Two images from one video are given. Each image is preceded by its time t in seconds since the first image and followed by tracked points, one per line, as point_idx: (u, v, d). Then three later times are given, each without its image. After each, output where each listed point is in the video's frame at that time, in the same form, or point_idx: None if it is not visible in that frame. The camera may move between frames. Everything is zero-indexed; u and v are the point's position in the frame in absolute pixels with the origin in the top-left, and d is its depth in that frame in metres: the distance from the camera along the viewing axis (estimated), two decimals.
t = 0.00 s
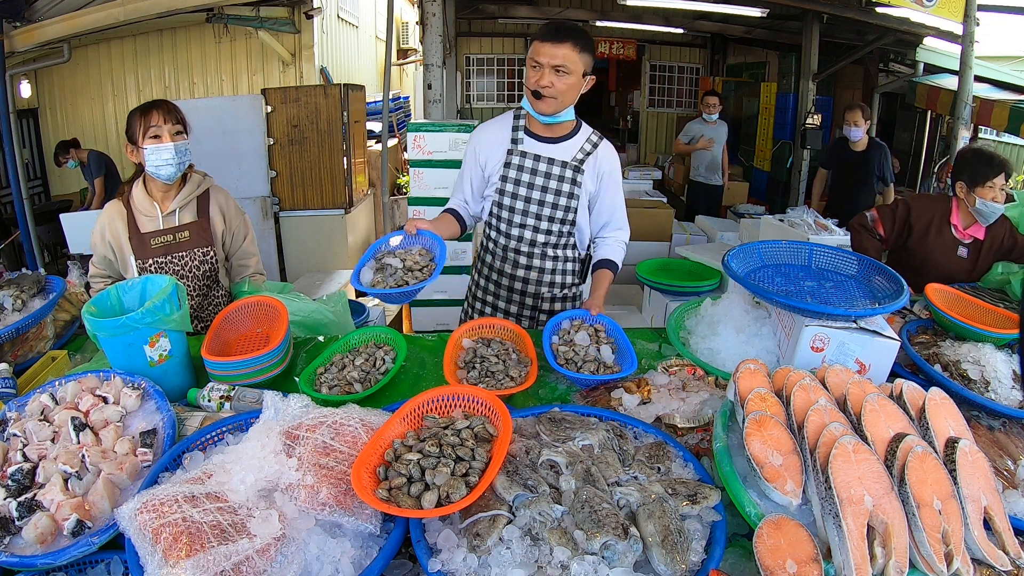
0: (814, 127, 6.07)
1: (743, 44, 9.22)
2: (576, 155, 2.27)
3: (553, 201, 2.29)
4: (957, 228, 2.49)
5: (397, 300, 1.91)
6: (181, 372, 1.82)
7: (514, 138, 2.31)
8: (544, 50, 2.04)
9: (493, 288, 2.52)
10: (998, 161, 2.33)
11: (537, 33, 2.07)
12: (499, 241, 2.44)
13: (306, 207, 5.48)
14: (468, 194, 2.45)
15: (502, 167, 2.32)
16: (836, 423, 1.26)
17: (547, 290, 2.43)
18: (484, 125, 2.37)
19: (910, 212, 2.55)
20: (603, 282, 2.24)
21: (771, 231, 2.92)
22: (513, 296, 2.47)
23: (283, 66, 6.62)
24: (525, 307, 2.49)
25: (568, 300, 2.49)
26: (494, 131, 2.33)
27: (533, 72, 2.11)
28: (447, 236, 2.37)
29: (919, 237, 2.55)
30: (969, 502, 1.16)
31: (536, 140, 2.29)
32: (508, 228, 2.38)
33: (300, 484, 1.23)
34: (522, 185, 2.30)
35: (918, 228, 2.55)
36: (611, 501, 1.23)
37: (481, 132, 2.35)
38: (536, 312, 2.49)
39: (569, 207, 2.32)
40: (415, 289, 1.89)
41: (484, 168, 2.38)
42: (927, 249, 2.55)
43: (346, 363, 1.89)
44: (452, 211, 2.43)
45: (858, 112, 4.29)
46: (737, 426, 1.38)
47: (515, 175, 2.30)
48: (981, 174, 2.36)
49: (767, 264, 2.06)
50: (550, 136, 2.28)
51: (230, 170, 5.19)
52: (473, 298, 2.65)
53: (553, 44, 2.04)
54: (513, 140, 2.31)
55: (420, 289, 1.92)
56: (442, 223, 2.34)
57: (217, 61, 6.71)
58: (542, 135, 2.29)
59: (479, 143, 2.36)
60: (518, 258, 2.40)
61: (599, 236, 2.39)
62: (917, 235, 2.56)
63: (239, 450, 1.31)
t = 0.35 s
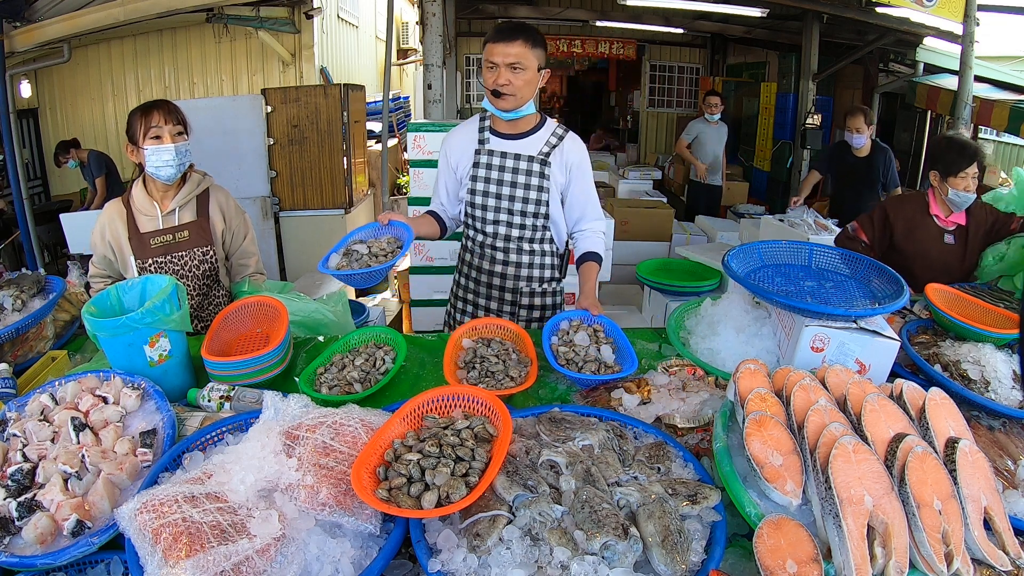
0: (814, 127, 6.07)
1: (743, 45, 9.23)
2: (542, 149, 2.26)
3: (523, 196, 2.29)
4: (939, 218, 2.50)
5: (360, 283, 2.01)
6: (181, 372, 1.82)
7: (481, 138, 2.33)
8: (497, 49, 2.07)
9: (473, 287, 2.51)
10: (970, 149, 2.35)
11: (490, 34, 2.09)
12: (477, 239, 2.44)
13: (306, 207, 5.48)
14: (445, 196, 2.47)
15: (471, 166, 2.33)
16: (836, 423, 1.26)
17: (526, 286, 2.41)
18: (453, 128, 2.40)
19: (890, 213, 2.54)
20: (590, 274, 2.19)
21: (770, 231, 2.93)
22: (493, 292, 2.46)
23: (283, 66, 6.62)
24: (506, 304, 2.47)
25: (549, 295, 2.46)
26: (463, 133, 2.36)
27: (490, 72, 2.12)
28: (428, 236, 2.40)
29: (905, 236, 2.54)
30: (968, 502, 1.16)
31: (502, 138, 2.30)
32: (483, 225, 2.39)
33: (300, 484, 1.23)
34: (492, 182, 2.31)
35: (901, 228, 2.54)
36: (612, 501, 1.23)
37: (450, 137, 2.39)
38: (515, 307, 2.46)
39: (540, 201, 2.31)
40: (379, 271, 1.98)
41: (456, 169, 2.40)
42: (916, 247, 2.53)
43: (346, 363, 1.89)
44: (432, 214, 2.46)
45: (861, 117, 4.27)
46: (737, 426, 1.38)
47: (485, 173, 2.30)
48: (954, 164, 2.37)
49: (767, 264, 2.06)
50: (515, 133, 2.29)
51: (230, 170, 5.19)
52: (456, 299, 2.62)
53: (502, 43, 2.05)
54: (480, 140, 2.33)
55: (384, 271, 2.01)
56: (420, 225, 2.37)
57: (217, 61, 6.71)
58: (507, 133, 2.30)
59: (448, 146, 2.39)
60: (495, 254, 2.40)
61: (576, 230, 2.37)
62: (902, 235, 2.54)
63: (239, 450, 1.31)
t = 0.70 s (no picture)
0: (814, 127, 6.07)
1: (743, 44, 9.23)
2: (528, 150, 2.27)
3: (510, 197, 2.29)
4: (903, 220, 2.52)
5: (347, 282, 2.02)
6: (181, 372, 1.82)
7: (467, 142, 2.33)
8: (492, 56, 2.04)
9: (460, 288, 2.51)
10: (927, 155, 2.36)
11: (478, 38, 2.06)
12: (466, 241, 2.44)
13: (306, 207, 5.48)
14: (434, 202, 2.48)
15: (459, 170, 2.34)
16: (836, 423, 1.26)
17: (513, 286, 2.41)
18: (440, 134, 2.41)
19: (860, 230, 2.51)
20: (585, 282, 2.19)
21: (771, 230, 2.92)
22: (480, 292, 2.45)
23: (283, 66, 6.62)
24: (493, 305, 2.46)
25: (536, 297, 2.45)
26: (450, 139, 2.37)
27: (483, 79, 2.12)
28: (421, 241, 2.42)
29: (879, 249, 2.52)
30: (968, 502, 1.16)
31: (488, 141, 2.30)
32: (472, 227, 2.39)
33: (301, 484, 1.23)
34: (479, 184, 2.31)
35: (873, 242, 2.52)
36: (612, 501, 1.23)
37: (437, 144, 2.40)
38: (502, 308, 2.45)
39: (528, 202, 2.31)
40: (364, 271, 1.99)
41: (444, 174, 2.40)
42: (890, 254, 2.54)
43: (346, 363, 1.89)
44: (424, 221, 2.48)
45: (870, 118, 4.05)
46: (737, 426, 1.38)
47: (472, 175, 2.31)
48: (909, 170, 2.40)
49: (767, 264, 2.06)
50: (500, 136, 2.29)
51: (230, 170, 5.19)
52: (444, 300, 2.62)
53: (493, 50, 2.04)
54: (467, 144, 2.34)
55: (370, 269, 2.02)
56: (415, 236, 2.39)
57: (217, 61, 6.71)
58: (494, 136, 2.30)
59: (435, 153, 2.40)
60: (483, 255, 2.40)
61: (563, 231, 2.37)
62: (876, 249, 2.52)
63: (239, 451, 1.31)
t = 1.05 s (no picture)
0: (814, 127, 6.07)
1: (743, 45, 9.23)
2: (532, 158, 2.28)
3: (513, 203, 2.29)
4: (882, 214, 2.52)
5: (352, 292, 2.02)
6: (181, 372, 1.82)
7: (470, 149, 2.32)
8: (499, 64, 2.10)
9: (452, 292, 2.49)
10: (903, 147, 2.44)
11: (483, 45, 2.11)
12: (463, 247, 2.42)
13: (306, 207, 5.48)
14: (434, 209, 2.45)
15: (462, 177, 2.32)
16: (836, 423, 1.26)
17: (508, 292, 2.41)
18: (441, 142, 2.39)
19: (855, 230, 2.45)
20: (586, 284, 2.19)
21: (771, 230, 2.92)
22: (474, 297, 2.44)
23: (283, 66, 6.62)
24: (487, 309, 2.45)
25: (530, 303, 2.46)
26: (452, 146, 2.35)
27: (490, 87, 2.13)
28: (423, 250, 2.41)
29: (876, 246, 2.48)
30: (969, 502, 1.16)
31: (491, 147, 2.30)
32: (472, 234, 2.38)
33: (301, 484, 1.23)
34: (483, 190, 2.30)
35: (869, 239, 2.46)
36: (612, 501, 1.23)
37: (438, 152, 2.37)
38: (495, 312, 2.45)
39: (529, 208, 2.32)
40: (367, 280, 1.98)
41: (446, 183, 2.37)
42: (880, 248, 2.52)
43: (346, 363, 1.89)
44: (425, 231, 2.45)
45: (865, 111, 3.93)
46: (737, 426, 1.38)
47: (475, 182, 2.30)
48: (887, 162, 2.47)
49: (767, 264, 2.06)
50: (503, 143, 2.29)
51: (230, 170, 5.19)
52: (434, 304, 2.59)
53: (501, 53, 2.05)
54: (470, 150, 2.32)
55: (376, 277, 2.02)
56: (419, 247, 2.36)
57: (217, 61, 6.71)
58: (497, 144, 2.30)
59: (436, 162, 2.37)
60: (480, 260, 2.39)
61: (562, 236, 2.38)
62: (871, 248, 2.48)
63: (239, 450, 1.31)
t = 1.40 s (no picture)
0: (814, 127, 6.08)
1: (743, 45, 9.23)
2: (532, 158, 2.28)
3: (513, 204, 2.29)
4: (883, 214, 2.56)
5: (359, 296, 2.03)
6: (181, 372, 1.82)
7: (470, 149, 2.31)
8: (511, 63, 2.13)
9: (449, 292, 2.49)
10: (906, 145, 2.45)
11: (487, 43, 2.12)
12: (461, 247, 2.41)
13: (306, 207, 5.48)
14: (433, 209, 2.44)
15: (463, 177, 2.32)
16: (836, 423, 1.26)
17: (506, 292, 2.41)
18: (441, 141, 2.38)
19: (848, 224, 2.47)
20: (585, 284, 2.20)
21: (771, 231, 2.92)
22: (472, 296, 2.44)
23: (283, 66, 6.62)
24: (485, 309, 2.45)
25: (528, 303, 2.46)
26: (453, 146, 2.34)
27: (501, 86, 2.16)
28: (423, 250, 2.41)
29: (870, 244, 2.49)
30: (968, 502, 1.16)
31: (491, 147, 2.30)
32: (471, 233, 2.37)
33: (301, 484, 1.24)
34: (483, 190, 2.29)
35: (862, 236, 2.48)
36: (611, 501, 1.23)
37: (438, 152, 2.36)
38: (492, 312, 2.45)
39: (529, 208, 2.32)
40: (377, 285, 1.99)
41: (447, 183, 2.37)
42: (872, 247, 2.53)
43: (346, 363, 1.89)
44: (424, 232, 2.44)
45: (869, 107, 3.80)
46: (737, 426, 1.38)
47: (476, 182, 2.29)
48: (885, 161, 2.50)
49: (767, 265, 2.06)
50: (503, 143, 2.29)
51: (230, 170, 5.19)
52: (432, 303, 2.59)
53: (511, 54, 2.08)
54: (470, 150, 2.32)
55: (383, 282, 2.03)
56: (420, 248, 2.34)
57: (217, 61, 6.72)
58: (498, 144, 2.30)
59: (437, 161, 2.36)
60: (479, 260, 2.39)
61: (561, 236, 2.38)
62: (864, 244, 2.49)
63: (239, 450, 1.31)
